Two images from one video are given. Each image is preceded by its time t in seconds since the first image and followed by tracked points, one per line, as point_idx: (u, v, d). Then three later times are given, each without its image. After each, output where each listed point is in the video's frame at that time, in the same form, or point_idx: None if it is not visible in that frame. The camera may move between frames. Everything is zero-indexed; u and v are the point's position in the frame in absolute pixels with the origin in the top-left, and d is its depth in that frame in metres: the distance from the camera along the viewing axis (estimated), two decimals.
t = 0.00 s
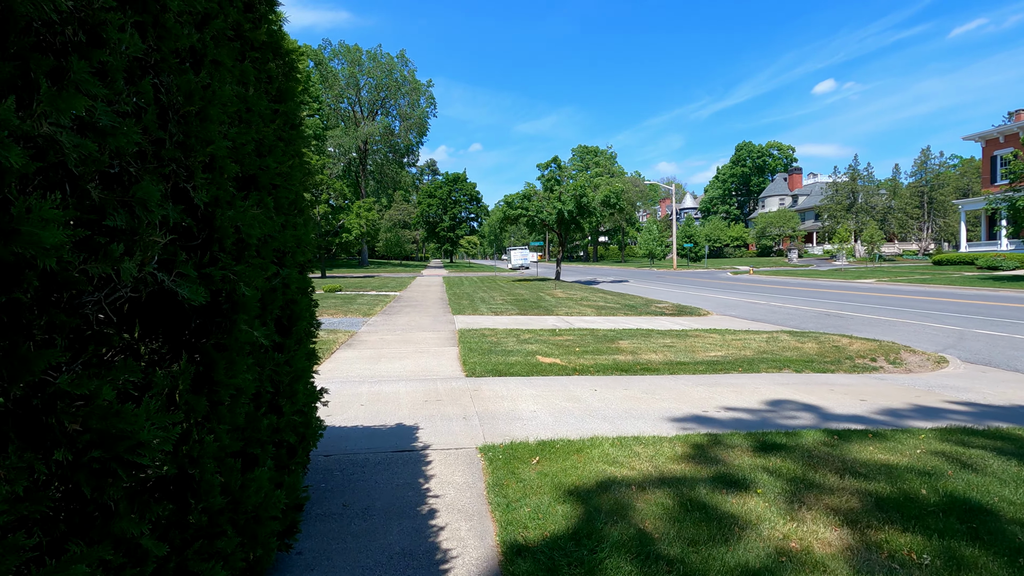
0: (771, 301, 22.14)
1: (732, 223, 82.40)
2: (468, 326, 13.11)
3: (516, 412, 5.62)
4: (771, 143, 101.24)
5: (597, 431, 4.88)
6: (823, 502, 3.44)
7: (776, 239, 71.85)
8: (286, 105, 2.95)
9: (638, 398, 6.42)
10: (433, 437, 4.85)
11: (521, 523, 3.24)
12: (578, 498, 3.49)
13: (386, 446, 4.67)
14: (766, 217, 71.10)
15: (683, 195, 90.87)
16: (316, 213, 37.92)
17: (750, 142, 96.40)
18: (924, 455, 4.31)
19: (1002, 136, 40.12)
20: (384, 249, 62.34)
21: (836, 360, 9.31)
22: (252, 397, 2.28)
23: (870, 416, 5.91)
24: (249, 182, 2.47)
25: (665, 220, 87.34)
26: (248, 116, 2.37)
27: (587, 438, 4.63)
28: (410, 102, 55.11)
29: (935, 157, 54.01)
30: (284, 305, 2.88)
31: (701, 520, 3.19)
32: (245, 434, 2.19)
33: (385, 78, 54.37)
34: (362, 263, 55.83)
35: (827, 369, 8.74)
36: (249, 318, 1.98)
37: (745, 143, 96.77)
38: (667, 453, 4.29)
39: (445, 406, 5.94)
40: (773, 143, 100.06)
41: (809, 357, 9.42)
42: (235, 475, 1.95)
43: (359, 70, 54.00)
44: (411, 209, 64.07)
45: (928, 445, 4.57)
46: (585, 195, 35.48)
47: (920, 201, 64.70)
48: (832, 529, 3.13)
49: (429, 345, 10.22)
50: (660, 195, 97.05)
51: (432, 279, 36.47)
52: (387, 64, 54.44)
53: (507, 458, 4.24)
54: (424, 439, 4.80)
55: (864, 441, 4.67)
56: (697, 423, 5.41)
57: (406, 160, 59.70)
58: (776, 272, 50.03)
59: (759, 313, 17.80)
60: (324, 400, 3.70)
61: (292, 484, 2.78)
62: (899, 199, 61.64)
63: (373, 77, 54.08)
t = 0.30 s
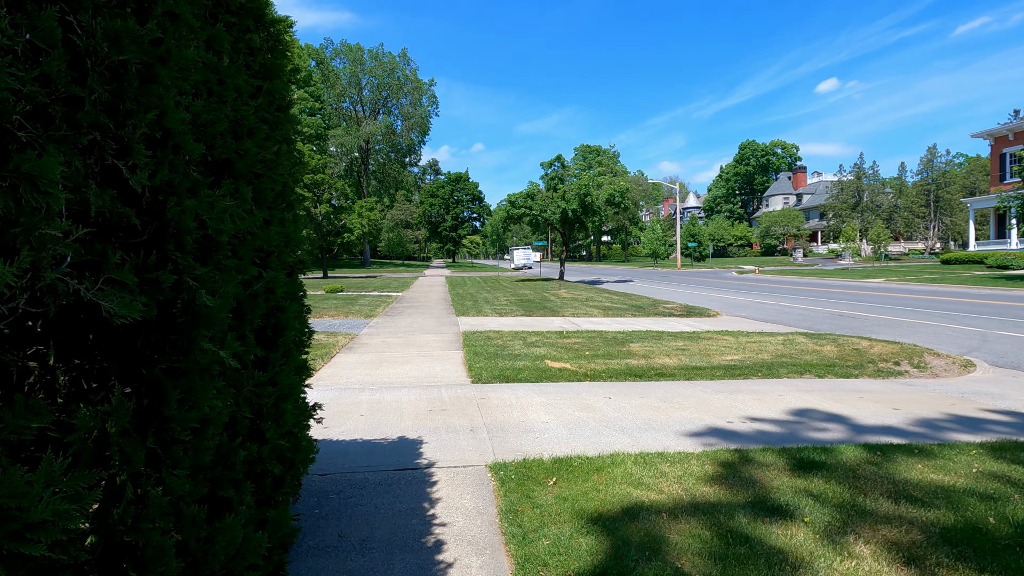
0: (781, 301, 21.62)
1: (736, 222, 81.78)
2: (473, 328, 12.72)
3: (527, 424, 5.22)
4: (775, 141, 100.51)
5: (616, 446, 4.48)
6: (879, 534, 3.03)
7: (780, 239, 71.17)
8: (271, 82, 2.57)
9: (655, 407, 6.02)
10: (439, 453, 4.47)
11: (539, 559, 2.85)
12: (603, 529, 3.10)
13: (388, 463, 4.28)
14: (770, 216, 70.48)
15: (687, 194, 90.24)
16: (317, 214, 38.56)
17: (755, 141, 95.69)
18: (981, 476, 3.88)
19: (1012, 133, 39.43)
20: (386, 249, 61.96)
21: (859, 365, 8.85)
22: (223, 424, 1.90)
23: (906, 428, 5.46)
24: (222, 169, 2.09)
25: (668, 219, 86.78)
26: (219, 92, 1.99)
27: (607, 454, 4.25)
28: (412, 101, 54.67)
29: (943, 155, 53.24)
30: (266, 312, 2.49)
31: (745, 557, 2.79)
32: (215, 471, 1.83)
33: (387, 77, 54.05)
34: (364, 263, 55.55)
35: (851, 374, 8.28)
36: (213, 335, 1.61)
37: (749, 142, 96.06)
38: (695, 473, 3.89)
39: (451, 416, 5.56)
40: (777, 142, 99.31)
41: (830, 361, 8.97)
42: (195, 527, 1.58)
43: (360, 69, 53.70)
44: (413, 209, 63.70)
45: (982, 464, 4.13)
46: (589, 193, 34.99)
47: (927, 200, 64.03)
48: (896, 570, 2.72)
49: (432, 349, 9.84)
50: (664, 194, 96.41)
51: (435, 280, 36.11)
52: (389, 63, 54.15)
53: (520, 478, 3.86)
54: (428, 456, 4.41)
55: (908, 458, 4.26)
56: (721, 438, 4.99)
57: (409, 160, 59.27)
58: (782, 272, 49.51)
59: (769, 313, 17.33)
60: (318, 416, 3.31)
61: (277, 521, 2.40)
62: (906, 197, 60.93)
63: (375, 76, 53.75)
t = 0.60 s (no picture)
0: (790, 300, 21.16)
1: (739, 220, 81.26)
2: (477, 329, 12.32)
3: (538, 436, 4.80)
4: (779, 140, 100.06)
5: (637, 462, 4.05)
6: None
7: (784, 237, 70.66)
8: (243, 43, 2.18)
9: (674, 416, 5.58)
10: (442, 470, 4.07)
11: None
12: (632, 568, 2.67)
13: (387, 482, 3.87)
14: (774, 214, 69.94)
15: (691, 193, 89.72)
16: (319, 213, 39.07)
17: (758, 140, 95.18)
18: None
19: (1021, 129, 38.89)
20: (388, 248, 61.69)
21: (883, 368, 8.39)
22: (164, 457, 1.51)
23: (948, 439, 4.97)
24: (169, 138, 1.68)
25: (672, 218, 86.28)
26: (165, 44, 1.60)
27: (628, 472, 3.83)
28: (414, 99, 54.32)
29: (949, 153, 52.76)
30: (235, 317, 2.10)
31: None
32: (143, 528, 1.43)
33: (389, 75, 53.76)
34: (366, 263, 55.28)
35: (875, 378, 7.82)
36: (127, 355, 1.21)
37: (753, 141, 95.54)
38: (728, 495, 3.46)
39: (455, 427, 5.14)
40: (781, 140, 98.88)
41: (852, 364, 8.51)
42: None
43: (362, 67, 53.40)
44: (415, 208, 63.37)
45: None
46: (593, 191, 34.57)
47: (933, 197, 63.40)
48: None
49: (434, 352, 9.43)
50: (667, 193, 95.89)
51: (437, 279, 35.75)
52: (390, 61, 53.84)
53: (532, 502, 3.44)
54: (429, 473, 4.00)
55: (962, 478, 3.81)
56: (748, 450, 4.53)
57: (410, 158, 58.96)
58: (787, 271, 48.99)
59: (780, 313, 16.87)
60: (302, 434, 2.89)
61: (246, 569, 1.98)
62: (911, 195, 60.41)
63: (377, 74, 53.43)
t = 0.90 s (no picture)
0: (800, 301, 20.70)
1: (743, 219, 80.72)
2: (481, 331, 11.93)
3: (552, 456, 4.41)
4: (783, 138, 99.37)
5: (661, 487, 3.67)
6: None
7: (789, 235, 70.10)
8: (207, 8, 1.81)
9: (696, 430, 5.18)
10: (448, 496, 3.68)
11: None
12: None
13: (386, 511, 3.48)
14: (779, 213, 69.42)
15: (694, 191, 89.20)
16: (320, 212, 38.88)
17: (762, 138, 94.53)
18: None
19: None
20: (390, 247, 61.30)
21: (909, 374, 7.96)
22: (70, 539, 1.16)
23: (997, 457, 4.56)
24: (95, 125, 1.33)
25: (675, 216, 85.88)
26: None
27: (653, 501, 3.45)
28: (416, 97, 53.89)
29: (955, 150, 52.23)
30: (196, 341, 1.77)
31: None
32: None
33: (390, 73, 53.34)
34: (368, 262, 55.02)
35: (903, 385, 7.40)
36: None
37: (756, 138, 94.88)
38: (771, 530, 3.07)
39: (460, 443, 4.76)
40: (785, 138, 98.24)
41: (877, 370, 8.09)
42: None
43: (363, 65, 53.05)
44: (417, 207, 62.93)
45: None
46: (597, 189, 34.16)
47: (939, 195, 62.80)
48: None
49: (437, 356, 9.04)
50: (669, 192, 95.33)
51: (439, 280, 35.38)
52: (392, 59, 53.48)
53: (548, 536, 3.06)
54: (433, 500, 3.62)
55: None
56: (782, 470, 4.13)
57: (412, 157, 58.53)
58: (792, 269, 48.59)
59: (792, 314, 16.43)
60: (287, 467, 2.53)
61: None
62: (917, 193, 59.84)
63: (378, 72, 53.05)
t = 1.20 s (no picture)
0: (814, 300, 20.18)
1: (750, 217, 80.02)
2: (488, 332, 11.56)
3: (575, 473, 4.00)
4: (790, 136, 98.51)
5: (698, 514, 3.27)
6: None
7: (796, 234, 69.38)
8: None
9: (726, 442, 4.77)
10: (459, 521, 3.28)
11: None
12: None
13: (389, 539, 3.08)
14: (786, 211, 68.77)
15: (700, 190, 88.57)
16: (324, 212, 38.64)
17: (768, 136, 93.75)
18: None
19: None
20: (394, 247, 61.02)
21: (944, 378, 7.49)
22: None
23: None
24: None
25: (680, 214, 85.28)
26: None
27: (691, 529, 3.06)
28: (420, 96, 53.48)
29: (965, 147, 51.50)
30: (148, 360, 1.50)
31: None
32: None
33: (394, 71, 53.04)
34: (372, 261, 54.74)
35: (940, 390, 6.94)
36: None
37: (763, 137, 94.12)
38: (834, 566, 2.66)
39: (471, 456, 4.37)
40: (792, 135, 97.43)
41: (909, 374, 7.62)
42: None
43: (367, 63, 52.76)
44: (422, 206, 62.56)
45: None
46: (604, 187, 33.72)
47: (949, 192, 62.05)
48: None
49: (444, 359, 8.65)
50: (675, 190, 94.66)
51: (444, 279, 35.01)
52: (396, 57, 53.17)
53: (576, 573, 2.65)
54: (444, 525, 3.22)
55: None
56: (831, 489, 3.70)
57: (416, 156, 58.19)
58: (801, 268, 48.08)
59: (807, 313, 15.99)
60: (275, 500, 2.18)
61: None
62: (927, 191, 59.05)
63: (382, 71, 52.74)
